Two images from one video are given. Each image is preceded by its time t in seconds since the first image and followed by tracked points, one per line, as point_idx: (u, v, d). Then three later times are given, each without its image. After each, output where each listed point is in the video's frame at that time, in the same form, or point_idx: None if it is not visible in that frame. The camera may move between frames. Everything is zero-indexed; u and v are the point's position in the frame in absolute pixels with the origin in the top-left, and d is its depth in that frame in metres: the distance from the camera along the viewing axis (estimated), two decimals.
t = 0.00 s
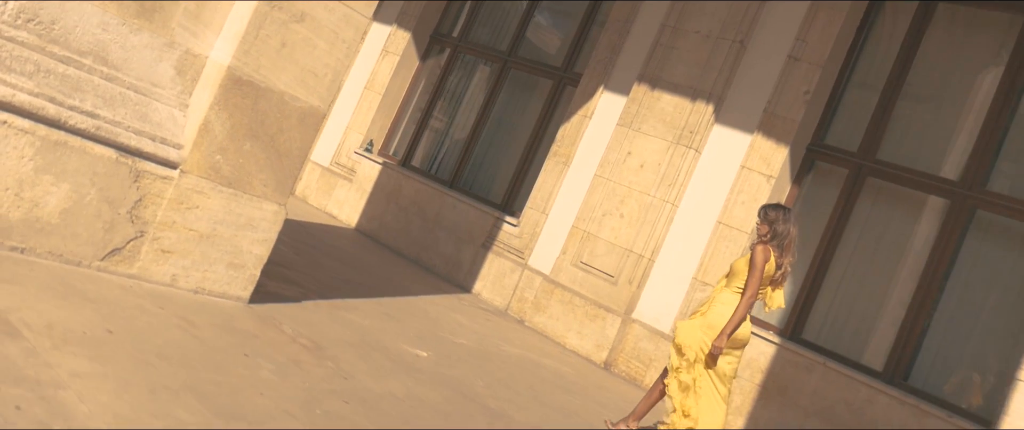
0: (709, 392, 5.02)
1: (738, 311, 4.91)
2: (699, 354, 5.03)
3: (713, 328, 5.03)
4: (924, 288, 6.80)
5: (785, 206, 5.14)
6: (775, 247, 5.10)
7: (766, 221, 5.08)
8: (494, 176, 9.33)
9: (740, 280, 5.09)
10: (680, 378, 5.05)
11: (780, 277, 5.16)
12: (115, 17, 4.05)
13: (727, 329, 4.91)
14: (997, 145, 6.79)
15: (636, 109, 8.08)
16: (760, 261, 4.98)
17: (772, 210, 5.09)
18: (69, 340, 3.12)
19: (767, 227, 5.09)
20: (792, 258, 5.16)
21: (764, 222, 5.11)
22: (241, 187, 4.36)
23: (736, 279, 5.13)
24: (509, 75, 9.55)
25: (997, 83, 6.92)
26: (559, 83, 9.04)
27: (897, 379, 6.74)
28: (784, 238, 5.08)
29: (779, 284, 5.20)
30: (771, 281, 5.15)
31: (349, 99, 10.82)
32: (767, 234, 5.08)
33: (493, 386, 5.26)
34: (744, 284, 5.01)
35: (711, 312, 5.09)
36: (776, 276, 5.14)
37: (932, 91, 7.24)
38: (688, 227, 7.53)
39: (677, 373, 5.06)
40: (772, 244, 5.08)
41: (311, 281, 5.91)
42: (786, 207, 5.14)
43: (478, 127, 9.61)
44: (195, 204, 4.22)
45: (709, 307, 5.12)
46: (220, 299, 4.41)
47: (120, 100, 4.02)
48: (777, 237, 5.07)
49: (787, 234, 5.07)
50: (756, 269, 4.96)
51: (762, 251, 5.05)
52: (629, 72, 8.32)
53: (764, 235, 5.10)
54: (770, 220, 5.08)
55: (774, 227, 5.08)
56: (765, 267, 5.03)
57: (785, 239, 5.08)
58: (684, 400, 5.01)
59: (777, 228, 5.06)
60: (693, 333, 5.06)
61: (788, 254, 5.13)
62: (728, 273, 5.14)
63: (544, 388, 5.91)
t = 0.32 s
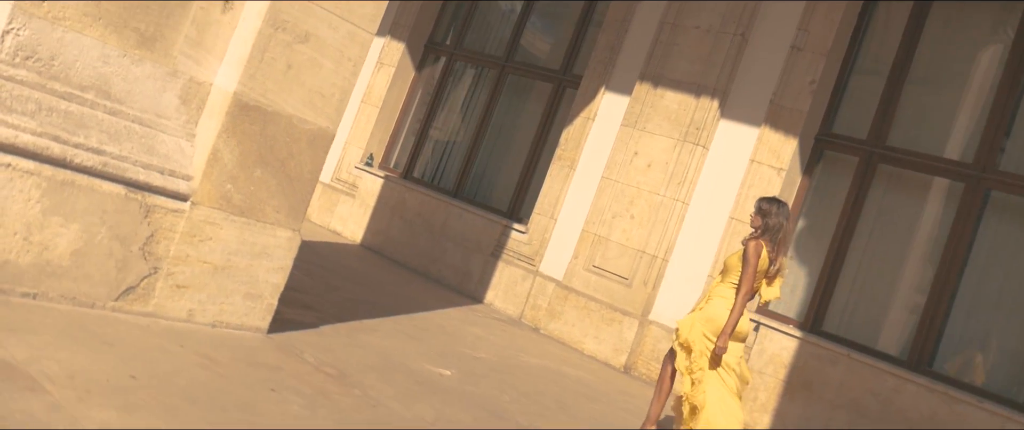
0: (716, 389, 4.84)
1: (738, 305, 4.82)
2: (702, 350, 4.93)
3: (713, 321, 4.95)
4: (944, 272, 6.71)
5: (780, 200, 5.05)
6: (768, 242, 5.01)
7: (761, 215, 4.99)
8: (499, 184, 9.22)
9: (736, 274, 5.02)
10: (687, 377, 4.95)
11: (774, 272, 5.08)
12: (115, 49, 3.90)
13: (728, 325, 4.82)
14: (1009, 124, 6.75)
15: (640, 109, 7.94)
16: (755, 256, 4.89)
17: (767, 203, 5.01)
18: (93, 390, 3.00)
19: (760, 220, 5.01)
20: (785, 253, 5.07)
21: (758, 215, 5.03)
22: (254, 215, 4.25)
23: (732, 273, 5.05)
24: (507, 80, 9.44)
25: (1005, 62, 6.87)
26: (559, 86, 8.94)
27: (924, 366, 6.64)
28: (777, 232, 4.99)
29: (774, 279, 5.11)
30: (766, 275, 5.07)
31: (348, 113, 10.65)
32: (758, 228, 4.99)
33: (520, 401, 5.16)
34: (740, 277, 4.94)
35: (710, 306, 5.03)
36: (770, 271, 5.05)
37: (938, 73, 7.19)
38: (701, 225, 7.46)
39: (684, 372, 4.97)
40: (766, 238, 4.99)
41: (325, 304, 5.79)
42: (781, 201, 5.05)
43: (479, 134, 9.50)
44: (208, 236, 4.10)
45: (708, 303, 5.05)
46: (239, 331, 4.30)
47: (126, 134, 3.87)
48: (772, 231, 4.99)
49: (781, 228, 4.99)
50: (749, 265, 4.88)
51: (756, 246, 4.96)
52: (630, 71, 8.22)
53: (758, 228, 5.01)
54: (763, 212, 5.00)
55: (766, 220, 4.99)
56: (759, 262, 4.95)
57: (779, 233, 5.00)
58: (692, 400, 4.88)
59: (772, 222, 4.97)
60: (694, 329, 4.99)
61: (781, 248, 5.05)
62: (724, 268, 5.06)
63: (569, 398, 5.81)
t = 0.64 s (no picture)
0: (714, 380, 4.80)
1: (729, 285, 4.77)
2: (702, 338, 4.83)
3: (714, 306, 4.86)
4: (964, 254, 6.64)
5: (775, 183, 4.98)
6: (764, 225, 4.95)
7: (754, 197, 4.94)
8: (503, 190, 9.11)
9: (734, 257, 4.96)
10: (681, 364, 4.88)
11: (774, 255, 5.00)
12: (117, 81, 3.74)
13: (716, 304, 4.79)
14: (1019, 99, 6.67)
15: (644, 106, 7.83)
16: (753, 239, 4.82)
17: (760, 186, 4.96)
18: None
19: (754, 203, 4.97)
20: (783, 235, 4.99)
21: (753, 199, 4.99)
22: (269, 243, 4.13)
23: (730, 257, 5.00)
24: (505, 84, 9.33)
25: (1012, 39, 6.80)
26: (558, 88, 8.83)
27: (950, 351, 6.55)
28: (772, 215, 4.92)
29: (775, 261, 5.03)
30: (766, 258, 4.99)
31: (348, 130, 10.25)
32: (754, 211, 4.95)
33: (549, 413, 5.05)
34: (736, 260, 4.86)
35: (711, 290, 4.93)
36: (770, 254, 4.97)
37: (943, 53, 7.12)
38: (713, 221, 7.38)
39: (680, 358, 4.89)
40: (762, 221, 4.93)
41: (341, 326, 5.67)
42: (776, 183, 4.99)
43: (479, 141, 9.37)
44: (224, 267, 3.97)
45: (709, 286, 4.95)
46: (261, 363, 4.18)
47: (133, 168, 3.73)
48: (767, 213, 4.92)
49: (776, 210, 4.91)
50: (745, 249, 4.80)
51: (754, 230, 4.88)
52: (630, 69, 8.12)
53: (753, 211, 4.96)
54: (757, 195, 4.96)
55: (760, 203, 4.94)
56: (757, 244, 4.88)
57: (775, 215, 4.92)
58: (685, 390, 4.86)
59: (766, 205, 4.91)
60: (694, 315, 4.89)
61: (779, 230, 4.97)
62: (724, 253, 5.01)
63: (595, 405, 5.69)
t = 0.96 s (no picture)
0: (701, 373, 4.88)
1: (718, 265, 4.90)
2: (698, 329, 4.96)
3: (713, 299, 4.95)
4: (981, 231, 6.58)
5: (770, 165, 5.11)
6: (764, 206, 5.04)
7: (749, 180, 5.06)
8: (507, 196, 8.99)
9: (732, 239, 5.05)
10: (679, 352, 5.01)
11: (775, 234, 5.09)
12: (122, 112, 3.58)
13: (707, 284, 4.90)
14: None
15: (647, 102, 7.74)
16: (751, 217, 4.90)
17: (754, 170, 5.10)
18: None
19: (751, 185, 5.10)
20: (782, 216, 5.08)
21: (749, 183, 5.11)
22: (288, 269, 4.01)
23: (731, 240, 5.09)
24: (502, 88, 9.23)
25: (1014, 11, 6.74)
26: (557, 89, 8.74)
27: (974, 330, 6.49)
28: (770, 194, 5.01)
29: (776, 241, 5.13)
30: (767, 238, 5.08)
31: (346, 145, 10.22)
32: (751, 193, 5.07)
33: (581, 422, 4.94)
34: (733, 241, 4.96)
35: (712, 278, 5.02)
36: (771, 233, 5.07)
37: (945, 30, 7.05)
38: (724, 214, 7.29)
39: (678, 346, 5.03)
40: (760, 201, 5.02)
41: (359, 347, 5.55)
42: (771, 166, 5.11)
43: (480, 147, 9.27)
44: (244, 298, 3.84)
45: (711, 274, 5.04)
46: (286, 393, 4.05)
47: (145, 202, 3.60)
48: (763, 193, 5.02)
49: (773, 189, 5.01)
50: (742, 228, 4.88)
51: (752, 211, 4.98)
52: (630, 65, 8.02)
53: (750, 194, 5.07)
54: (753, 178, 5.09)
55: (756, 185, 5.06)
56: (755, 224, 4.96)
57: (773, 195, 5.01)
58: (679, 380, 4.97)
59: (761, 185, 5.02)
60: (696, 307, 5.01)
61: (778, 210, 5.06)
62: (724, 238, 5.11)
63: (624, 410, 5.59)
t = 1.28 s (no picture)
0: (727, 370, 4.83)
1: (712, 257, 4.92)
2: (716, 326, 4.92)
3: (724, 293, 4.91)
4: (998, 204, 6.51)
5: (760, 154, 5.16)
6: (757, 195, 5.07)
7: (739, 171, 5.12)
8: (513, 200, 8.89)
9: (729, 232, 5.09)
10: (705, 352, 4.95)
11: (772, 221, 5.10)
12: (131, 143, 3.44)
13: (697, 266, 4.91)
14: None
15: (649, 97, 7.65)
16: (744, 206, 4.95)
17: (745, 160, 5.15)
18: None
19: (743, 176, 5.14)
20: (777, 202, 5.10)
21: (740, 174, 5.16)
22: (310, 293, 3.88)
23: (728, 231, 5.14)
24: (500, 92, 9.13)
25: None
26: (557, 89, 8.64)
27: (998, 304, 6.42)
28: (762, 183, 5.05)
29: (775, 228, 5.13)
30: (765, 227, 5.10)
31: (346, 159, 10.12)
32: (743, 183, 5.11)
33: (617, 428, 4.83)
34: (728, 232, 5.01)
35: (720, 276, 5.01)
36: (767, 221, 5.09)
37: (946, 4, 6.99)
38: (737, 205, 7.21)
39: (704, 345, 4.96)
40: (752, 190, 5.06)
41: (382, 366, 5.42)
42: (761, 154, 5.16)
43: (483, 152, 9.16)
44: (267, 326, 3.72)
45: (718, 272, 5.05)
46: (317, 420, 3.93)
47: (160, 235, 3.48)
48: (754, 181, 5.07)
49: (763, 176, 5.05)
50: (736, 218, 4.93)
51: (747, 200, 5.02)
52: (630, 60, 7.94)
53: (742, 184, 5.12)
54: (744, 169, 5.14)
55: (748, 175, 5.11)
56: (750, 213, 4.99)
57: (764, 182, 5.05)
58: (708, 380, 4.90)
59: (751, 174, 5.07)
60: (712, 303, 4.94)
61: (773, 197, 5.09)
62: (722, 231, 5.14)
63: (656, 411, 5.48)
